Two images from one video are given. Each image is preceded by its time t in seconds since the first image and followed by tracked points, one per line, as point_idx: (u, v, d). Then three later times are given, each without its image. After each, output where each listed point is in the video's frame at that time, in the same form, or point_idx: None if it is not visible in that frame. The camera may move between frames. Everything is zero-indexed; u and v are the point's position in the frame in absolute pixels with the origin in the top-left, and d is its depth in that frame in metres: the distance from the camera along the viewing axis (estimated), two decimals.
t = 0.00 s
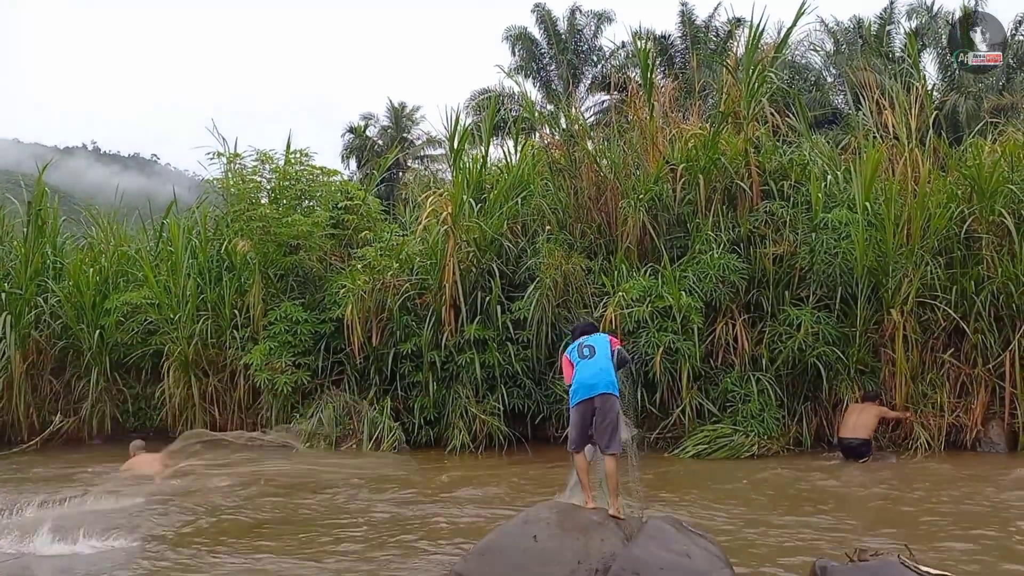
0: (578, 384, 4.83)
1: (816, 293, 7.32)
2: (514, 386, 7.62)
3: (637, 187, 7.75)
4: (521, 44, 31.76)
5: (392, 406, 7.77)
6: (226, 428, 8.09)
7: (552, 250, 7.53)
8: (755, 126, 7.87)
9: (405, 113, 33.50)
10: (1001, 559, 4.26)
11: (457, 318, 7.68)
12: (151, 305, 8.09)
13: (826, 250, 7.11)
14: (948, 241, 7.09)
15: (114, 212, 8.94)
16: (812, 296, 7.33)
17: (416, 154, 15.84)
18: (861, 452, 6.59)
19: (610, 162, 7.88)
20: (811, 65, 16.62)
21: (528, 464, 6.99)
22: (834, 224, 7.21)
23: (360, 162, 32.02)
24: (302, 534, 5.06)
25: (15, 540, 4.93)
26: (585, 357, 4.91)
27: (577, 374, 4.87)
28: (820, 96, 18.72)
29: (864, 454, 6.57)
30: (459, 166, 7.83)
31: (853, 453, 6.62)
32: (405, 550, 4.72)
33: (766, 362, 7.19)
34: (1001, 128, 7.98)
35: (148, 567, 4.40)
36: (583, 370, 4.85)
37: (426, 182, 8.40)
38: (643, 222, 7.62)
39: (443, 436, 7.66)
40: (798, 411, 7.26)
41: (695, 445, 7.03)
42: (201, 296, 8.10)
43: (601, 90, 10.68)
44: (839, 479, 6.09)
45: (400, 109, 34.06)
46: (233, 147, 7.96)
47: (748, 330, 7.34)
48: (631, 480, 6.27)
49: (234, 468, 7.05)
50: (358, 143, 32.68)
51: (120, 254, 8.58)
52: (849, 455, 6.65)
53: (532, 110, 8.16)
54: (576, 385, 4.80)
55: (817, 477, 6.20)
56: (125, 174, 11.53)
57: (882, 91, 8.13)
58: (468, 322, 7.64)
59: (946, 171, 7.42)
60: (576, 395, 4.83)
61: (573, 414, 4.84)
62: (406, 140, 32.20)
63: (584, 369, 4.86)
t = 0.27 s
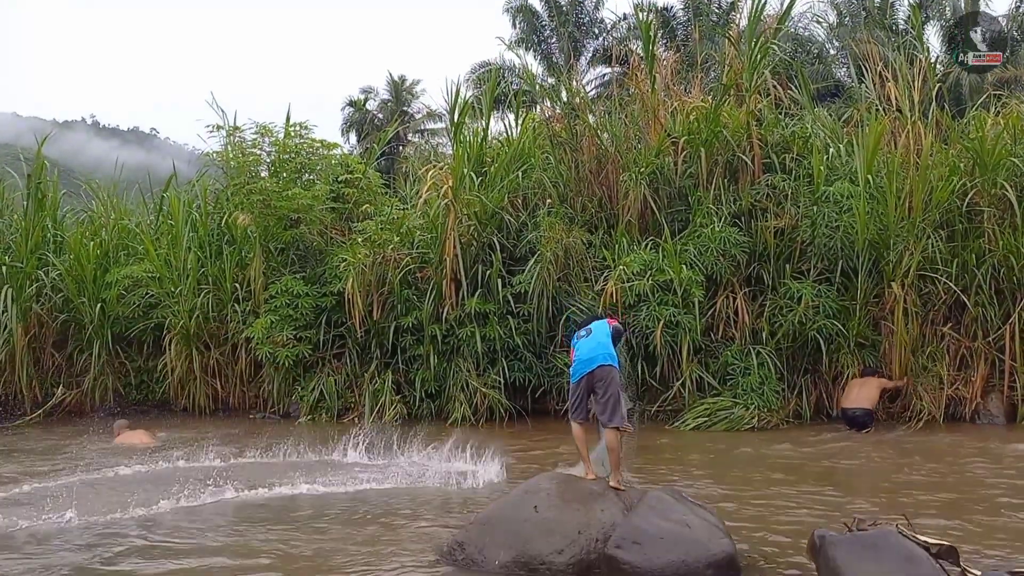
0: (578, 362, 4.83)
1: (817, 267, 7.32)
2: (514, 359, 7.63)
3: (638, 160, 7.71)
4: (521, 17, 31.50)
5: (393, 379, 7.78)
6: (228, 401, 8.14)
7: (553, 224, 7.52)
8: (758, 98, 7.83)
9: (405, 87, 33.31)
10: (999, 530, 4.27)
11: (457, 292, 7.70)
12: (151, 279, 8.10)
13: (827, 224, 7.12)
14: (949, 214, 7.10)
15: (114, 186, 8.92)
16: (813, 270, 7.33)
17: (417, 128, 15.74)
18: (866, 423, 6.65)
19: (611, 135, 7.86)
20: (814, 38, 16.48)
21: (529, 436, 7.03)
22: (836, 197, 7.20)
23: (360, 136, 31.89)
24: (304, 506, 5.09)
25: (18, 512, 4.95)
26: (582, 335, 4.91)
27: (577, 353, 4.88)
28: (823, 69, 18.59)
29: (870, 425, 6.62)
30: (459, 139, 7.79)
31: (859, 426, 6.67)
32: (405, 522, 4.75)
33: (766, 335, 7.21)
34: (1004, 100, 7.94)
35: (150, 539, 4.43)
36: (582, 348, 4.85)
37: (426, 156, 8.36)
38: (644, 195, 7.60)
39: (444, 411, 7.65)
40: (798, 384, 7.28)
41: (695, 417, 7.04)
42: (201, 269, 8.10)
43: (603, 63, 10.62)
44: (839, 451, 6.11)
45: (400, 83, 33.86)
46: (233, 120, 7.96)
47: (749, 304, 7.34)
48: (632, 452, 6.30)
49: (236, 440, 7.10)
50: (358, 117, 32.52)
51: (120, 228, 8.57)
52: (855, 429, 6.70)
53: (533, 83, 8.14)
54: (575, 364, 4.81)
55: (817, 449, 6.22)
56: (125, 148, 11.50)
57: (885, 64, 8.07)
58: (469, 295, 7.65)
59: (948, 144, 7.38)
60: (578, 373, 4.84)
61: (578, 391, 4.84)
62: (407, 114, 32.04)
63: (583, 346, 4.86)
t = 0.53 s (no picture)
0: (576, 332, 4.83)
1: (817, 239, 7.31)
2: (514, 332, 7.63)
3: (638, 132, 7.66)
4: None
5: (393, 351, 7.79)
6: (228, 373, 8.16)
7: (553, 196, 7.50)
8: (759, 70, 7.77)
9: (404, 60, 33.07)
10: (996, 500, 4.29)
11: (457, 265, 7.69)
12: (150, 252, 8.10)
13: (827, 196, 7.10)
14: (950, 186, 7.10)
15: (112, 159, 8.89)
16: (813, 243, 7.32)
17: (416, 99, 15.64)
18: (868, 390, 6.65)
19: (611, 107, 7.81)
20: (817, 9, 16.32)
21: (528, 408, 7.06)
22: (837, 169, 7.18)
23: (359, 110, 31.71)
24: (305, 478, 5.12)
25: (21, 483, 4.99)
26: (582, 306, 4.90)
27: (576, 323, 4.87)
28: (825, 41, 18.44)
29: (873, 391, 6.62)
30: (459, 111, 7.74)
31: (861, 394, 6.66)
32: (405, 492, 4.78)
33: (765, 308, 7.23)
34: (1007, 71, 7.89)
35: (151, 510, 4.45)
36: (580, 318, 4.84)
37: (425, 128, 8.31)
38: (644, 167, 7.56)
39: (443, 385, 7.62)
40: (797, 356, 7.29)
41: (694, 389, 7.05)
42: (200, 242, 8.10)
43: (604, 34, 10.54)
44: (837, 423, 6.14)
45: (399, 55, 33.61)
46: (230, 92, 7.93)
47: (748, 277, 7.34)
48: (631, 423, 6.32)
49: (237, 412, 7.13)
50: (357, 90, 32.32)
51: (118, 201, 8.55)
52: (858, 398, 6.69)
53: (533, 55, 8.07)
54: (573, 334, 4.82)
55: (816, 420, 6.24)
56: (123, 121, 11.44)
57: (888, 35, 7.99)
58: (469, 268, 7.64)
59: (949, 117, 7.33)
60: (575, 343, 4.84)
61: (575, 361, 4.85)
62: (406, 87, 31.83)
63: (582, 317, 4.85)
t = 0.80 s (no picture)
0: (578, 304, 4.80)
1: (817, 213, 7.30)
2: (513, 306, 7.63)
3: (638, 106, 7.61)
4: None
5: (393, 325, 7.79)
6: (228, 347, 8.18)
7: (552, 170, 7.48)
8: (759, 42, 7.72)
9: (404, 33, 32.82)
10: (993, 471, 4.31)
11: (456, 239, 7.67)
12: (149, 226, 8.10)
13: (827, 169, 7.09)
14: (951, 158, 7.11)
15: (110, 133, 8.86)
16: (813, 216, 7.30)
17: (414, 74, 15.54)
18: (871, 362, 6.69)
19: (611, 81, 7.77)
20: None
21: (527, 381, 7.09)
22: (838, 142, 7.14)
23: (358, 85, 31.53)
24: (305, 451, 5.14)
25: (22, 456, 5.01)
26: (584, 276, 4.85)
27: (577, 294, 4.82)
28: (829, 14, 18.27)
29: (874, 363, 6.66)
30: (458, 84, 7.70)
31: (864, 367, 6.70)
32: (405, 465, 4.80)
33: (764, 281, 7.23)
34: (1010, 42, 7.83)
35: (151, 481, 4.48)
36: (583, 290, 4.80)
37: (424, 102, 8.26)
38: (644, 141, 7.52)
39: (443, 357, 7.67)
40: (796, 330, 7.30)
41: (693, 362, 7.06)
42: (199, 216, 8.09)
43: (605, 7, 10.46)
44: (836, 396, 6.15)
45: (399, 29, 33.37)
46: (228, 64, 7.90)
47: (748, 251, 7.33)
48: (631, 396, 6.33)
49: (236, 386, 7.15)
50: (356, 64, 32.12)
51: (117, 175, 8.53)
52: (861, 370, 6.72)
53: (532, 28, 8.01)
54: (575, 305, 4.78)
55: (814, 393, 6.25)
56: (122, 95, 11.39)
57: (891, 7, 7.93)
58: (468, 242, 7.63)
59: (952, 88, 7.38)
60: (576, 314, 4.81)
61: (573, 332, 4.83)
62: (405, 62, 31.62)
63: (584, 289, 4.81)
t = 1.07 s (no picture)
0: (579, 279, 4.70)
1: (817, 192, 7.28)
2: (512, 285, 7.63)
3: (638, 85, 7.56)
4: None
5: (392, 305, 7.79)
6: (228, 327, 8.19)
7: (552, 149, 7.47)
8: (761, 20, 7.67)
9: (403, 12, 32.60)
10: (991, 449, 4.32)
11: (455, 218, 7.64)
12: (148, 205, 8.08)
13: (829, 147, 7.02)
14: (952, 136, 7.10)
15: (107, 111, 8.82)
16: (813, 195, 7.28)
17: (412, 53, 15.46)
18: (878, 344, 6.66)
19: (611, 59, 7.73)
20: None
21: (525, 360, 7.11)
22: (839, 120, 7.06)
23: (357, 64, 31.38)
24: (305, 429, 5.15)
25: (22, 434, 5.01)
26: (588, 251, 4.73)
27: (579, 268, 4.71)
28: None
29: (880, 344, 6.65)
30: (457, 62, 7.65)
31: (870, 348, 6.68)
32: (403, 443, 4.80)
33: (764, 261, 7.22)
34: (1012, 20, 7.79)
35: (152, 459, 4.48)
36: (588, 266, 4.70)
37: (423, 81, 8.22)
38: (643, 119, 7.50)
39: (443, 335, 7.70)
40: (795, 308, 7.30)
41: (692, 341, 7.07)
42: (198, 195, 8.07)
43: None
44: (834, 375, 6.15)
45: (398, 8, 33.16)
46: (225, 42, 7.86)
47: (747, 230, 7.32)
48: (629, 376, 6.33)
49: (236, 365, 7.16)
50: (355, 43, 31.95)
51: (115, 154, 8.51)
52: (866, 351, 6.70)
53: (532, 5, 7.95)
54: (579, 282, 4.68)
55: (813, 372, 6.26)
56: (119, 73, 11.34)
57: None
58: (467, 222, 7.61)
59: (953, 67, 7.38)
60: (575, 288, 4.72)
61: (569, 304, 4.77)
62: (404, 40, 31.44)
63: (588, 265, 4.71)
